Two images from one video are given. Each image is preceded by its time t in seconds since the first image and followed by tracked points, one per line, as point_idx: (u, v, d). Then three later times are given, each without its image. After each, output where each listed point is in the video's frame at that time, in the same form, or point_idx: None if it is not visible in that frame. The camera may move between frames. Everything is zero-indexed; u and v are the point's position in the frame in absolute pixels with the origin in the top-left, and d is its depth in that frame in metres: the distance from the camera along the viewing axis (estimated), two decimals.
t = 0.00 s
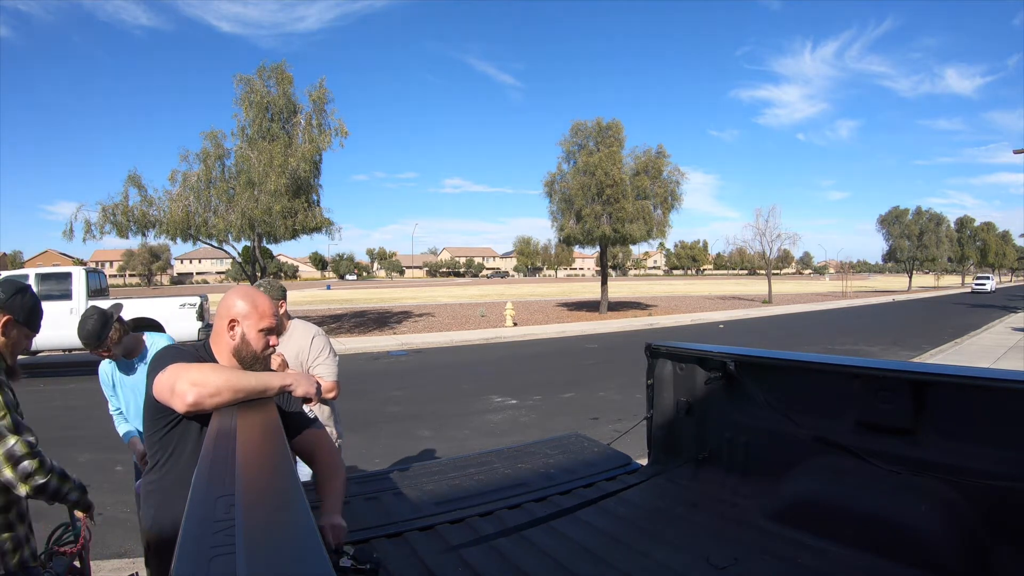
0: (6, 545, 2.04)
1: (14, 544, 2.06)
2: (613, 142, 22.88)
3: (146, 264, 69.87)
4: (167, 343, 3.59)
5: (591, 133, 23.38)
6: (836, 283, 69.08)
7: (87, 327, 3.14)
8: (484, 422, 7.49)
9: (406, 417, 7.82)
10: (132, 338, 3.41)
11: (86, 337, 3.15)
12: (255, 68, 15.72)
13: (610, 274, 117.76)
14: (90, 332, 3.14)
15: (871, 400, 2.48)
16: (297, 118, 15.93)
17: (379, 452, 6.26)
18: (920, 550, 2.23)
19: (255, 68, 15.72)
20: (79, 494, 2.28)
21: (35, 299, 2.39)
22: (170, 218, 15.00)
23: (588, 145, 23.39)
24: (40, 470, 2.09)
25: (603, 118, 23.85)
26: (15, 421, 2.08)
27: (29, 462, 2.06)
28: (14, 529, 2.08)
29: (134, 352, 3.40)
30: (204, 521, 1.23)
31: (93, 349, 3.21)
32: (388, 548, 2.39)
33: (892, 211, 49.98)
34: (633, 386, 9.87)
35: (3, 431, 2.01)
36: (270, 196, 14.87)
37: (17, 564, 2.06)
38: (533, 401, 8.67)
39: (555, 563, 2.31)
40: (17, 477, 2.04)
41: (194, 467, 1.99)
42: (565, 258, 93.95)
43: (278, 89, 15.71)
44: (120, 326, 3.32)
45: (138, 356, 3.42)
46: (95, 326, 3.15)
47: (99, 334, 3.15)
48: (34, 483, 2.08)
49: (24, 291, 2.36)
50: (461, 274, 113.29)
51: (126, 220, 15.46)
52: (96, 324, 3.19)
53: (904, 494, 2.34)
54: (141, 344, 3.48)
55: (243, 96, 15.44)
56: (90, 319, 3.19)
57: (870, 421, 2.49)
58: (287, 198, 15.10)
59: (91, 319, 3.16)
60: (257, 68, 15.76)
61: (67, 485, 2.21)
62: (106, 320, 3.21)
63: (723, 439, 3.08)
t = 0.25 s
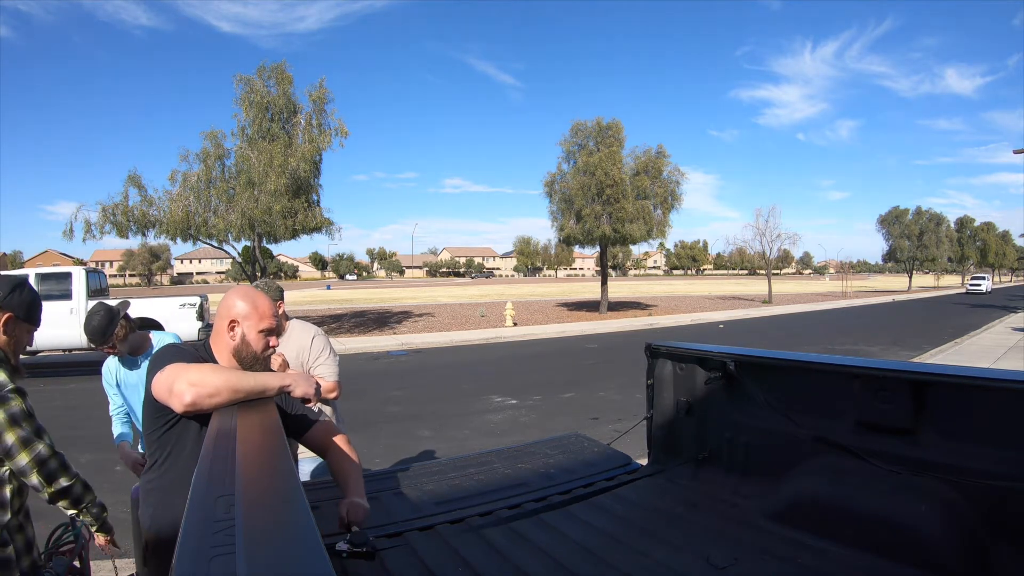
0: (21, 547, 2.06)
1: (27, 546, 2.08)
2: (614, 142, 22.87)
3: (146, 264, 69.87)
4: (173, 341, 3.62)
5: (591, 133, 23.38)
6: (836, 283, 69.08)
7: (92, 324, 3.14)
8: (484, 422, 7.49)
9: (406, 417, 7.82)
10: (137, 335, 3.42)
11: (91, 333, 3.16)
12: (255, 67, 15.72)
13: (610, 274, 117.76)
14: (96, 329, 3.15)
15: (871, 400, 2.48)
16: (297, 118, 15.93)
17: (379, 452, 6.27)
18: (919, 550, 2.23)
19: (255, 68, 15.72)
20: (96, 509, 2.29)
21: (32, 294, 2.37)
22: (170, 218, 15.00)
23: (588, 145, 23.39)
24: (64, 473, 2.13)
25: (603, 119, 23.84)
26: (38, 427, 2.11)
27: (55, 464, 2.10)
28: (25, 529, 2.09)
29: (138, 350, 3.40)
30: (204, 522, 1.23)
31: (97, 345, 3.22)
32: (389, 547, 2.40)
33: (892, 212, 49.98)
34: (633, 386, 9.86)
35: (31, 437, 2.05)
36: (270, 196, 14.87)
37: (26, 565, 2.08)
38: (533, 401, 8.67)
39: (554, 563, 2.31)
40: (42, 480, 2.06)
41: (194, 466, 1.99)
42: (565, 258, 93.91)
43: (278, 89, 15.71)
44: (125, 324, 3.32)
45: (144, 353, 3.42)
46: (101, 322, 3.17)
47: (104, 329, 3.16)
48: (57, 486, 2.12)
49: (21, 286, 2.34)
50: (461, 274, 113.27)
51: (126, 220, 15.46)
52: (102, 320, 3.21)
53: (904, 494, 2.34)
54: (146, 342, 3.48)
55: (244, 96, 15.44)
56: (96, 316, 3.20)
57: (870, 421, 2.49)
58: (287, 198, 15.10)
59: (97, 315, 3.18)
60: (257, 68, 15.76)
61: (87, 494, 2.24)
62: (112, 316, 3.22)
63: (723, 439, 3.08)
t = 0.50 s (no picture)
0: (19, 546, 2.05)
1: (25, 546, 2.07)
2: (614, 142, 22.87)
3: (145, 264, 69.88)
4: (168, 342, 3.61)
5: (591, 133, 23.37)
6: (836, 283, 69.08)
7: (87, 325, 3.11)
8: (484, 422, 7.49)
9: (406, 417, 7.81)
10: (131, 337, 3.41)
11: (87, 335, 3.12)
12: (255, 68, 15.72)
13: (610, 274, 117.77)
14: (92, 331, 3.12)
15: (871, 400, 2.48)
16: (297, 118, 15.93)
17: (379, 453, 6.26)
18: (919, 550, 2.23)
19: (255, 68, 15.72)
20: (128, 452, 2.26)
21: (24, 288, 2.36)
22: (170, 218, 15.00)
23: (588, 145, 23.38)
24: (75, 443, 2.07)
25: (603, 119, 23.83)
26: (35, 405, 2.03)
27: (63, 439, 2.05)
28: (26, 529, 2.10)
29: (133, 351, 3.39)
30: (204, 521, 1.23)
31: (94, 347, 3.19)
32: (389, 548, 2.39)
33: (892, 212, 49.99)
34: (633, 386, 9.86)
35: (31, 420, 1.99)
36: (270, 196, 14.86)
37: (28, 564, 2.09)
38: (533, 401, 8.67)
39: (554, 562, 2.31)
40: (53, 454, 2.03)
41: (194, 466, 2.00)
42: (565, 258, 93.91)
43: (278, 89, 15.71)
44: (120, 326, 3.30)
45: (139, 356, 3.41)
46: (97, 324, 3.14)
47: (100, 331, 3.14)
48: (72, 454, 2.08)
49: (11, 280, 2.34)
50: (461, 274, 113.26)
51: (126, 220, 15.46)
52: (97, 322, 3.18)
53: (904, 494, 2.34)
54: (140, 345, 3.47)
55: (243, 96, 15.44)
56: (91, 318, 3.16)
57: (870, 421, 2.49)
58: (287, 198, 15.09)
59: (93, 317, 3.15)
60: (257, 68, 15.76)
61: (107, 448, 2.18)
62: (107, 318, 3.19)
63: (723, 439, 3.08)
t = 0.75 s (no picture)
0: (14, 543, 2.06)
1: (20, 544, 2.08)
2: (614, 142, 22.88)
3: (146, 264, 69.90)
4: (164, 345, 3.61)
5: (591, 133, 23.37)
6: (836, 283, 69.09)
7: (80, 331, 3.13)
8: (484, 422, 7.49)
9: (406, 417, 7.81)
10: (125, 341, 3.40)
11: (81, 341, 3.12)
12: (255, 67, 15.72)
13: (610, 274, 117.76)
14: (84, 336, 3.12)
15: (871, 400, 2.48)
16: (297, 118, 15.93)
17: (379, 452, 6.27)
18: (920, 550, 2.23)
19: (255, 68, 15.72)
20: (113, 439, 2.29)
21: (17, 287, 2.38)
22: (170, 218, 15.00)
23: (588, 145, 23.38)
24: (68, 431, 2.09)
25: (603, 118, 23.83)
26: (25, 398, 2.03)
27: (57, 428, 2.07)
28: (20, 528, 2.10)
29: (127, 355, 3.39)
30: (204, 522, 1.23)
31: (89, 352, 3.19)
32: (390, 549, 2.38)
33: (892, 211, 50.01)
34: (633, 386, 9.86)
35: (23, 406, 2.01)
36: (270, 196, 14.86)
37: (23, 564, 2.08)
38: (533, 401, 8.67)
39: (555, 562, 2.31)
40: (45, 444, 2.04)
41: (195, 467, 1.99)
42: (566, 258, 93.94)
43: (278, 89, 15.71)
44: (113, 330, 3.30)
45: (133, 360, 3.41)
46: (90, 328, 3.14)
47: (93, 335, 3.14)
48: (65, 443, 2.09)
49: (4, 278, 2.34)
50: (461, 274, 113.25)
51: (126, 220, 15.45)
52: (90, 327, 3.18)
53: (904, 494, 2.34)
54: (134, 349, 3.47)
55: (243, 96, 15.44)
56: (83, 323, 3.17)
57: (870, 420, 2.49)
58: (287, 198, 15.09)
59: (85, 322, 3.15)
60: (257, 68, 15.76)
61: (97, 434, 2.21)
62: (99, 323, 3.20)
63: (723, 439, 3.08)
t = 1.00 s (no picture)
0: (8, 541, 2.07)
1: (13, 542, 2.09)
2: (614, 142, 22.87)
3: (146, 264, 69.94)
4: (163, 346, 3.61)
5: (591, 133, 23.37)
6: (836, 283, 69.10)
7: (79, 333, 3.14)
8: (484, 422, 7.49)
9: (406, 417, 7.81)
10: (126, 342, 3.41)
11: (80, 342, 3.14)
12: (255, 68, 15.72)
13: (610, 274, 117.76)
14: (83, 338, 3.13)
15: (871, 399, 2.48)
16: (297, 118, 15.93)
17: (379, 452, 6.27)
18: (919, 551, 2.23)
19: (255, 68, 15.72)
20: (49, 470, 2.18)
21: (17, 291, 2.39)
22: (170, 218, 14.99)
23: (588, 145, 23.37)
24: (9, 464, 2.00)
25: (604, 118, 23.82)
26: None
27: None
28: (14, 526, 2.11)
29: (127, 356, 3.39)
30: (204, 522, 1.23)
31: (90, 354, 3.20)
32: (390, 549, 2.38)
33: (892, 212, 50.02)
34: (633, 386, 9.86)
35: None
36: (270, 196, 14.86)
37: (17, 560, 2.11)
38: (533, 401, 8.67)
39: (554, 562, 2.32)
40: None
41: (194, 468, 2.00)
42: (566, 258, 93.95)
43: (278, 89, 15.71)
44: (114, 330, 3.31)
45: (133, 362, 3.41)
46: (90, 329, 3.16)
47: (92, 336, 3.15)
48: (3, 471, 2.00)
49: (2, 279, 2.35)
50: (462, 274, 113.24)
51: (126, 220, 15.45)
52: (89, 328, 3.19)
53: (904, 494, 2.34)
54: (135, 350, 3.47)
55: (244, 96, 15.44)
56: (84, 324, 3.19)
57: (869, 420, 2.49)
58: (287, 198, 15.09)
59: (86, 323, 3.16)
60: (257, 68, 15.76)
61: (36, 466, 2.11)
62: (99, 324, 3.21)
63: (723, 439, 3.09)
